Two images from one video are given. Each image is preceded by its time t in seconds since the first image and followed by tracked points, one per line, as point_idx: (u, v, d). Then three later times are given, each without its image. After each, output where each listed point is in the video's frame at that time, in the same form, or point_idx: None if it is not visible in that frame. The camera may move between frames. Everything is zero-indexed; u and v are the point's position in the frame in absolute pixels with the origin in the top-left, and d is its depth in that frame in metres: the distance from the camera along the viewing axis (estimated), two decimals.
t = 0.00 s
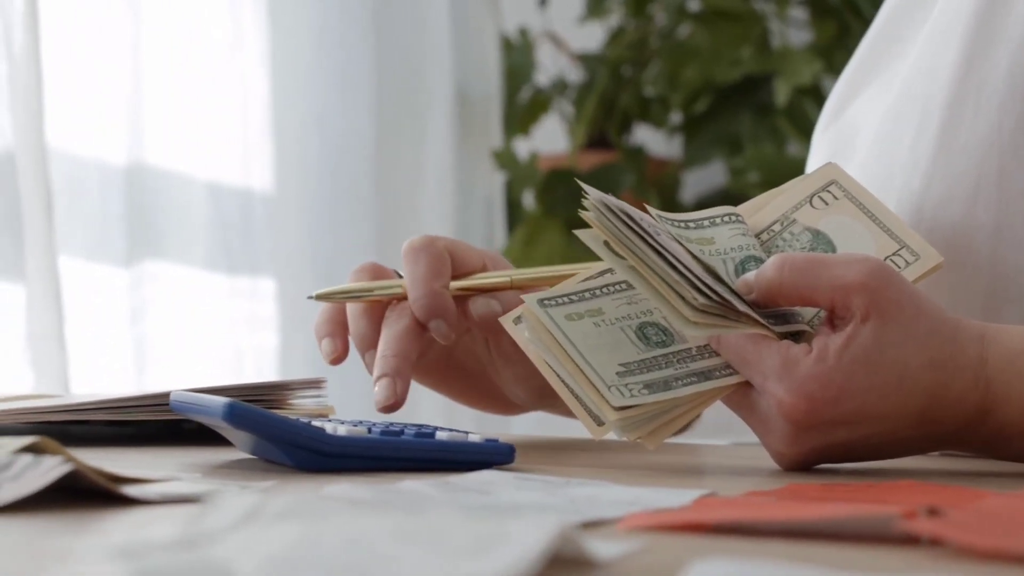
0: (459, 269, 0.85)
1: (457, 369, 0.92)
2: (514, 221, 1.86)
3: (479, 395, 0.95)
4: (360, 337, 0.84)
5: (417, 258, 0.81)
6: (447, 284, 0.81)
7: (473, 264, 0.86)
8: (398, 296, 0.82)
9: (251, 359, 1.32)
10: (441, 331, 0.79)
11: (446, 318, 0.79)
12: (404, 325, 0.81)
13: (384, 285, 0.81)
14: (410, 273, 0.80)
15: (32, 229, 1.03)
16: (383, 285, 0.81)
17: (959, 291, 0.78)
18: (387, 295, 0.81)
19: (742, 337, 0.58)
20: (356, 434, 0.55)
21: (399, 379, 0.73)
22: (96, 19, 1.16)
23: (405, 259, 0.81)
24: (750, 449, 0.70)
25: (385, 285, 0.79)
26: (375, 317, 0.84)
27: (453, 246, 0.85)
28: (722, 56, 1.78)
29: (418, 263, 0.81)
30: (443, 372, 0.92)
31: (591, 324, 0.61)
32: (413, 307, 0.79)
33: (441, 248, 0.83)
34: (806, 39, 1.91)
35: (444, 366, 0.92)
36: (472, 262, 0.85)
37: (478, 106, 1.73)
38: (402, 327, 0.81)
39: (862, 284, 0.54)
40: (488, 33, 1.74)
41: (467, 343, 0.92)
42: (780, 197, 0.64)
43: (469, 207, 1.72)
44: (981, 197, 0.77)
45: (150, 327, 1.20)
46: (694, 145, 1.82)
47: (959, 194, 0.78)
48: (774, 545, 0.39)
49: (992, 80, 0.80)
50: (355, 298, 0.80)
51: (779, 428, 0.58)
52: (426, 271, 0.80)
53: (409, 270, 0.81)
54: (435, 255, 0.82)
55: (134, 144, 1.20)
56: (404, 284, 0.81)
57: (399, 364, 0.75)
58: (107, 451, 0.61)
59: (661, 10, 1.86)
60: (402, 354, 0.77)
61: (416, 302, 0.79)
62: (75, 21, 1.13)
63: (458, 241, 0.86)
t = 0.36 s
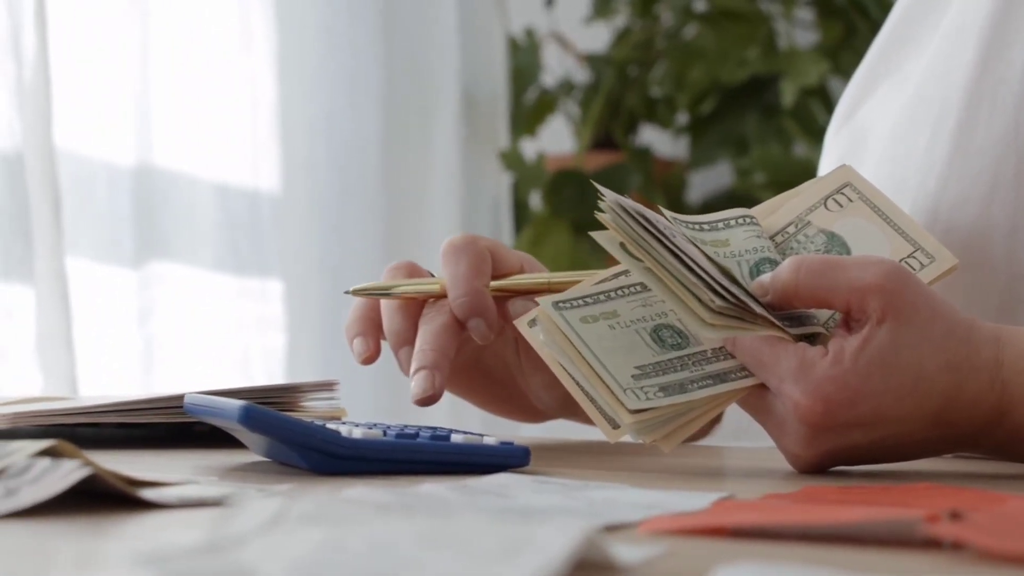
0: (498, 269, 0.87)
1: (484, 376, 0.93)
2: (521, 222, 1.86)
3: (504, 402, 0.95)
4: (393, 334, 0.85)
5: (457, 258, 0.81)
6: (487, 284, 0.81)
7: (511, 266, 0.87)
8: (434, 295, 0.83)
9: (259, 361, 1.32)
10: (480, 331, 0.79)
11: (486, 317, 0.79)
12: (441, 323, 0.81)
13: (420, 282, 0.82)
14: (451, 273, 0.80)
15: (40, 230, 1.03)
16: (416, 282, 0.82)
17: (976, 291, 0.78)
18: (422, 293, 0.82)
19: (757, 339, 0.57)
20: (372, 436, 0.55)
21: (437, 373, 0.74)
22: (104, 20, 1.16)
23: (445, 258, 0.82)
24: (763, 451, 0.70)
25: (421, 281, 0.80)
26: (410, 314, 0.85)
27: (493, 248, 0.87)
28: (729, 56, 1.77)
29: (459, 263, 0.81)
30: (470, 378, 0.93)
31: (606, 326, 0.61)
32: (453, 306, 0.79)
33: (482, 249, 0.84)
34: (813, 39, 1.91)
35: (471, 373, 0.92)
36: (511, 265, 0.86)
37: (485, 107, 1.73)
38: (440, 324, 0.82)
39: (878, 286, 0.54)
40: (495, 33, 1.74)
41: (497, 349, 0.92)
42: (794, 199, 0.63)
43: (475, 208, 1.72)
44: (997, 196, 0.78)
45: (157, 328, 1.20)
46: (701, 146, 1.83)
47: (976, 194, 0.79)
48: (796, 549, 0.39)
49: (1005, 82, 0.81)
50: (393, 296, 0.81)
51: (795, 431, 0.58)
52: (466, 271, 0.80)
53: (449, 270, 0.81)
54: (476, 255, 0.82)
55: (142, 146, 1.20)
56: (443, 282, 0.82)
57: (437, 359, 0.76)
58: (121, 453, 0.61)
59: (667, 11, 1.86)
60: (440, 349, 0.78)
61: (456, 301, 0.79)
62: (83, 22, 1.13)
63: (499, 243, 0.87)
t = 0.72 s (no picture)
0: (507, 258, 0.87)
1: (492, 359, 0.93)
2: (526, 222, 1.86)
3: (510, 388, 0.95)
4: (403, 327, 0.85)
5: (467, 247, 0.81)
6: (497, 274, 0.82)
7: (519, 255, 0.87)
8: (444, 287, 0.83)
9: (266, 362, 1.32)
10: (491, 322, 0.79)
11: (496, 308, 0.80)
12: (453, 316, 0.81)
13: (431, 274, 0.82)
14: (461, 264, 0.81)
15: (48, 230, 1.03)
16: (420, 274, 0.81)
17: (988, 291, 0.78)
18: (432, 284, 0.82)
19: (771, 339, 0.57)
20: (385, 437, 0.55)
21: (454, 371, 0.74)
22: (112, 21, 1.16)
23: (454, 248, 0.82)
24: (775, 451, 0.70)
25: (432, 272, 0.79)
26: (420, 308, 0.85)
27: (501, 237, 0.87)
28: (734, 56, 1.78)
29: (469, 253, 0.81)
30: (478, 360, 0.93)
31: (619, 326, 0.61)
32: (464, 298, 0.80)
33: (491, 237, 0.84)
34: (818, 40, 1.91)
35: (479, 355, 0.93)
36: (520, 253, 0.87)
37: (490, 107, 1.74)
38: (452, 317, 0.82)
39: (891, 287, 0.54)
40: (499, 34, 1.74)
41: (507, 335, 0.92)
42: (806, 200, 0.63)
43: (481, 208, 1.72)
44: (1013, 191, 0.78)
45: (164, 329, 1.20)
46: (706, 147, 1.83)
47: (988, 193, 0.79)
48: (815, 549, 0.39)
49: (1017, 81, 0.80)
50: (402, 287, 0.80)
51: (807, 431, 0.58)
52: (477, 262, 0.81)
53: (459, 260, 0.81)
54: (486, 243, 0.82)
55: (149, 145, 1.19)
56: (454, 272, 0.82)
57: (452, 353, 0.77)
58: (133, 454, 0.61)
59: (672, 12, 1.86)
60: (455, 344, 0.78)
61: (467, 293, 0.80)
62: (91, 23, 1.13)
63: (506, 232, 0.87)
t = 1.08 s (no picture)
0: (508, 274, 0.87)
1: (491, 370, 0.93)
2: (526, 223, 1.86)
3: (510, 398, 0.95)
4: (401, 342, 0.85)
5: (468, 265, 0.81)
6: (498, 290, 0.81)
7: (521, 270, 0.87)
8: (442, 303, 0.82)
9: (266, 362, 1.32)
10: (493, 339, 0.79)
11: (498, 326, 0.79)
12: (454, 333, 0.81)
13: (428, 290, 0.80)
14: (461, 280, 0.80)
15: (50, 231, 1.03)
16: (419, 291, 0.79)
17: (993, 289, 0.78)
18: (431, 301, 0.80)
19: (779, 338, 0.57)
20: (393, 437, 0.55)
21: (451, 386, 0.74)
22: (110, 21, 1.16)
23: (455, 264, 0.82)
24: (782, 451, 0.70)
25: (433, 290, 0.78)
26: (418, 322, 0.85)
27: (503, 253, 0.87)
28: (733, 56, 1.78)
29: (469, 270, 0.81)
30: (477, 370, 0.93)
31: (627, 325, 0.61)
32: (464, 315, 0.79)
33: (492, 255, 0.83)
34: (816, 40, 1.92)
35: (479, 367, 0.92)
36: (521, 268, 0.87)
37: (489, 107, 1.74)
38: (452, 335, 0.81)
39: (899, 285, 0.54)
40: (497, 33, 1.74)
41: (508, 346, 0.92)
42: (813, 198, 0.63)
43: (480, 208, 1.72)
44: (1018, 192, 0.78)
45: (164, 330, 1.20)
46: (705, 146, 1.83)
47: (994, 192, 0.79)
48: (832, 547, 0.39)
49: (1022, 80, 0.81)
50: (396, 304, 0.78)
51: (816, 430, 0.58)
52: (477, 278, 0.80)
53: (459, 276, 0.81)
54: (487, 260, 0.82)
55: (148, 145, 1.19)
56: (453, 289, 0.81)
57: (452, 370, 0.76)
58: (139, 455, 0.60)
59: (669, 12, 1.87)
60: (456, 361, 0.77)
61: (468, 310, 0.79)
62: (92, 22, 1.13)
63: (508, 246, 0.87)
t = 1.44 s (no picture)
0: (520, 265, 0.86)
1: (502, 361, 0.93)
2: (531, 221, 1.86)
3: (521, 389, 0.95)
4: (412, 333, 0.85)
5: (481, 255, 0.81)
6: (511, 280, 0.81)
7: (532, 260, 0.87)
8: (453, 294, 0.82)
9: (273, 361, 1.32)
10: (506, 330, 0.78)
11: (511, 316, 0.79)
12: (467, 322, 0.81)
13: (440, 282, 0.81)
14: (474, 270, 0.80)
15: (61, 231, 1.03)
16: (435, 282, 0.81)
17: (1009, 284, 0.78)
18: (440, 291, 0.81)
19: (796, 331, 0.57)
20: (410, 431, 0.55)
21: (468, 377, 0.74)
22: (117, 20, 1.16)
23: (467, 256, 0.82)
24: (797, 448, 0.70)
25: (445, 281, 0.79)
26: (430, 313, 0.85)
27: (516, 243, 0.87)
28: (739, 54, 1.78)
29: (482, 260, 0.81)
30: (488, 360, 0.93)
31: (643, 319, 0.61)
32: (477, 305, 0.79)
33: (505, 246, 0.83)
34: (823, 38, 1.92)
35: (489, 356, 0.92)
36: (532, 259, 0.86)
37: (495, 105, 1.74)
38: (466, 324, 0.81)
39: (917, 279, 0.54)
40: (503, 32, 1.74)
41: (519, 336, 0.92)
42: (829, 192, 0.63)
43: (486, 207, 1.73)
44: None
45: (172, 329, 1.19)
46: (710, 144, 1.83)
47: (1008, 187, 0.79)
48: (859, 540, 0.39)
49: None
50: (408, 295, 0.80)
51: (833, 424, 0.57)
52: (490, 268, 0.80)
53: (472, 266, 0.81)
54: (501, 251, 0.82)
55: (155, 145, 1.19)
56: (465, 278, 0.81)
57: (467, 361, 0.76)
58: (155, 449, 0.60)
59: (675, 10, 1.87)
60: (471, 351, 0.78)
61: (481, 300, 0.79)
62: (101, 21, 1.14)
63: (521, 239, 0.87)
